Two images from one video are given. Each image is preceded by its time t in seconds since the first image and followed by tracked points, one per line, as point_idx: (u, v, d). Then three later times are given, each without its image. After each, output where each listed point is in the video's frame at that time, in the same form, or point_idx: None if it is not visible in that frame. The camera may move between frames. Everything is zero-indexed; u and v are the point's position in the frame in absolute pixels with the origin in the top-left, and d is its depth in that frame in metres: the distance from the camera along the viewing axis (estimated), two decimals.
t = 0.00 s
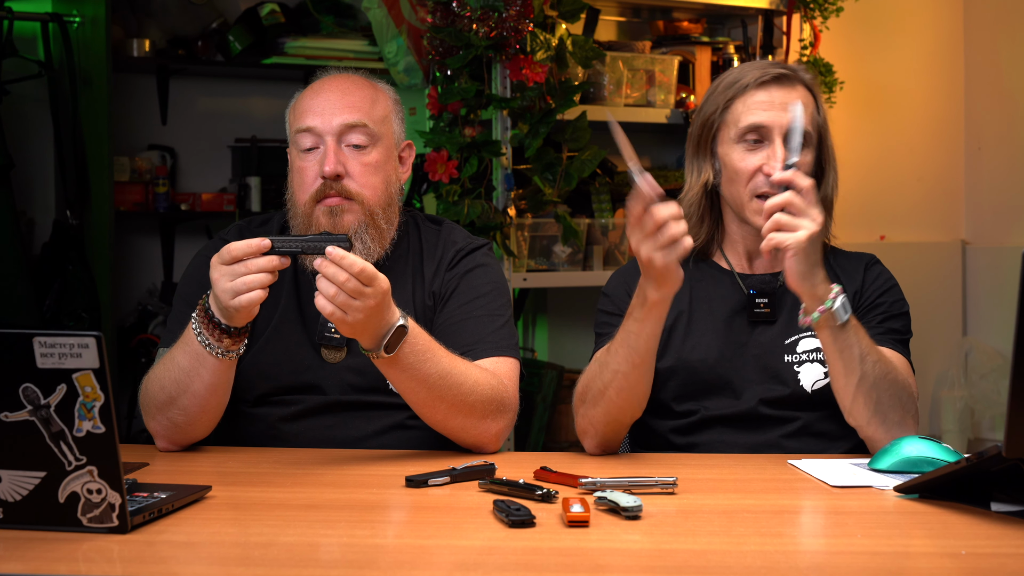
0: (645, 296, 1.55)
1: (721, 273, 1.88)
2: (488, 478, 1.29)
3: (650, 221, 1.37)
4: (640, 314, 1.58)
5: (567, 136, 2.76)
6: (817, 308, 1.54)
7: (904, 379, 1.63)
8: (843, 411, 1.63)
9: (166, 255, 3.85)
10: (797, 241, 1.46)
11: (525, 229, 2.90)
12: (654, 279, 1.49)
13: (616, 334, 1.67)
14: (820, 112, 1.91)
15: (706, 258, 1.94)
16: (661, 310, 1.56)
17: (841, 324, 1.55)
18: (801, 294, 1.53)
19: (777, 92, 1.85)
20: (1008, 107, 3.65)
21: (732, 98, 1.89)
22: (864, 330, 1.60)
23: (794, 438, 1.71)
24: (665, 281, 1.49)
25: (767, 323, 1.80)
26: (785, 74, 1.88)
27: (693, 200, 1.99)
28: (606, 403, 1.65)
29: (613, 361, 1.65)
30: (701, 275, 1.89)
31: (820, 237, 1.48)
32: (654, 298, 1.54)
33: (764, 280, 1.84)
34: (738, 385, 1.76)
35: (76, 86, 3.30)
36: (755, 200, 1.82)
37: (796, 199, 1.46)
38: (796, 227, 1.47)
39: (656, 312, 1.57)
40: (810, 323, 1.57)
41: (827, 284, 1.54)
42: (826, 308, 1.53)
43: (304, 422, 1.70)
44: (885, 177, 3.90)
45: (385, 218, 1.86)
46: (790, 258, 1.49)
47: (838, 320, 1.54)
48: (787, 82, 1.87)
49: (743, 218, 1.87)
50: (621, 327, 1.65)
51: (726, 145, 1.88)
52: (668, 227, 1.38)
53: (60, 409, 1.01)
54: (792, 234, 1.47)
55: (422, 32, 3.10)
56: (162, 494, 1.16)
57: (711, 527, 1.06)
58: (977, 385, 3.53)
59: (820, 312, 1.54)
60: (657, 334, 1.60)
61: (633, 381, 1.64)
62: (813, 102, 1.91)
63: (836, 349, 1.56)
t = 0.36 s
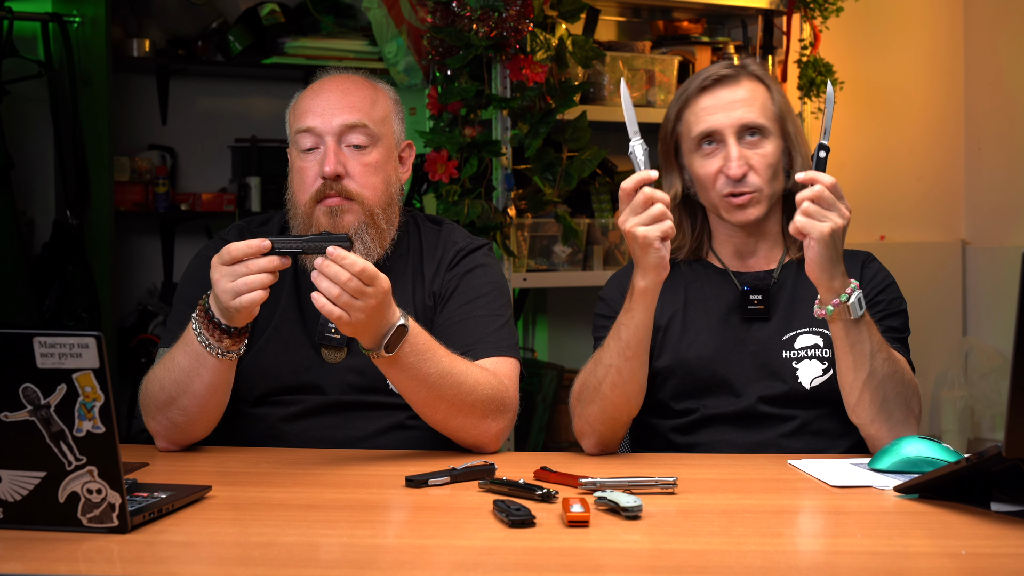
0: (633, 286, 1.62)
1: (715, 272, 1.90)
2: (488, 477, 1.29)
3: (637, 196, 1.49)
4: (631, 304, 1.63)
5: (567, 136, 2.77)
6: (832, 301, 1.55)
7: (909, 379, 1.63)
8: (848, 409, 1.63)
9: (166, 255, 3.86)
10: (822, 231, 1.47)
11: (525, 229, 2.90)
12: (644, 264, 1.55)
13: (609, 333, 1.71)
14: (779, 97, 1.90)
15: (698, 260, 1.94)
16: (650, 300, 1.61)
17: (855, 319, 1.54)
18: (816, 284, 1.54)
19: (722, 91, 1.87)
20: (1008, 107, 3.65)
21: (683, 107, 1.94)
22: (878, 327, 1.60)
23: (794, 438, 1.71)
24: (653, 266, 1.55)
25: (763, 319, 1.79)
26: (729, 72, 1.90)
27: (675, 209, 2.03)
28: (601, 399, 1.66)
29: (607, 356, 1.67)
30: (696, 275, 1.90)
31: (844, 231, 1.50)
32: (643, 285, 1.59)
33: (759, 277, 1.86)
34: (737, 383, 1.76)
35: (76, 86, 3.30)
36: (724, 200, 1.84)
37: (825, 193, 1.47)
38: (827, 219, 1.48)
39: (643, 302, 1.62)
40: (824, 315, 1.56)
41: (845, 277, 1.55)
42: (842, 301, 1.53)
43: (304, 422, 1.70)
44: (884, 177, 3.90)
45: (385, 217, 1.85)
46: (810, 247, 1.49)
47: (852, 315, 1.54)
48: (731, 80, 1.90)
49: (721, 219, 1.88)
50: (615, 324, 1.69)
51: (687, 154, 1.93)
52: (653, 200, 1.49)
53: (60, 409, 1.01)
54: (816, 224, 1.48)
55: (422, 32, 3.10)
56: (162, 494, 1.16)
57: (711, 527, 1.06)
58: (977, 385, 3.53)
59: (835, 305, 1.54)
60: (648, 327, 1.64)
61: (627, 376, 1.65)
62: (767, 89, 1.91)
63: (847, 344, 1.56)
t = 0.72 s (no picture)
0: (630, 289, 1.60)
1: (707, 272, 1.90)
2: (488, 477, 1.29)
3: (628, 207, 1.44)
4: (628, 307, 1.62)
5: (567, 136, 2.77)
6: (822, 310, 1.53)
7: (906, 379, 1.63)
8: (846, 411, 1.64)
9: (166, 255, 3.86)
10: (795, 251, 1.43)
11: (525, 229, 2.90)
12: (638, 272, 1.54)
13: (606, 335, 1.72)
14: (727, 96, 1.91)
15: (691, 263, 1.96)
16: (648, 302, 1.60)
17: (847, 327, 1.54)
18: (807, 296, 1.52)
19: (668, 103, 1.90)
20: (1008, 107, 3.65)
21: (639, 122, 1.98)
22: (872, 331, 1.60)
23: (793, 438, 1.71)
24: (646, 274, 1.54)
25: (756, 319, 1.79)
26: (675, 82, 1.93)
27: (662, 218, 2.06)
28: (599, 401, 1.66)
29: (604, 357, 1.67)
30: (690, 277, 1.91)
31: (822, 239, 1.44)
32: (638, 289, 1.58)
33: (748, 277, 1.85)
34: (733, 384, 1.76)
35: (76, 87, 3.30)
36: (688, 207, 1.86)
37: (793, 209, 1.41)
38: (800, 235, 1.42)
39: (641, 305, 1.61)
40: (815, 324, 1.55)
41: (836, 285, 1.52)
42: (832, 311, 1.52)
43: (304, 422, 1.70)
44: (883, 177, 3.91)
45: (385, 218, 1.86)
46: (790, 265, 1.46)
47: (843, 323, 1.53)
48: (675, 90, 1.92)
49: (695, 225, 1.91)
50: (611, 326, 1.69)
51: (652, 167, 1.97)
52: (642, 211, 1.44)
53: (60, 409, 1.01)
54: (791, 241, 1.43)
55: (422, 32, 3.10)
56: (162, 494, 1.16)
57: (710, 527, 1.06)
58: (977, 385, 3.53)
59: (824, 315, 1.53)
60: (645, 330, 1.63)
61: (625, 377, 1.65)
62: (714, 89, 1.92)
63: (841, 352, 1.56)
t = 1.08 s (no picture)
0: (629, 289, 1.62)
1: (705, 273, 1.90)
2: (488, 477, 1.29)
3: (624, 203, 1.48)
4: (627, 307, 1.63)
5: (567, 136, 2.77)
6: (815, 317, 1.53)
7: (903, 380, 1.63)
8: (844, 414, 1.64)
9: (166, 255, 3.86)
10: (790, 258, 1.45)
11: (525, 229, 2.90)
12: (635, 270, 1.56)
13: (605, 335, 1.72)
14: (728, 92, 1.93)
15: (690, 263, 1.95)
16: (646, 302, 1.61)
17: (840, 333, 1.53)
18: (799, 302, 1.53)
19: (669, 97, 1.93)
20: (1007, 107, 3.66)
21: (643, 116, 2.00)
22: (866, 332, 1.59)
23: (794, 438, 1.71)
24: (643, 271, 1.55)
25: (754, 319, 1.79)
26: (678, 77, 1.96)
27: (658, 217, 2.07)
28: (599, 401, 1.66)
29: (604, 359, 1.67)
30: (688, 277, 1.91)
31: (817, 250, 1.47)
32: (638, 289, 1.59)
33: (746, 276, 1.85)
34: (731, 384, 1.76)
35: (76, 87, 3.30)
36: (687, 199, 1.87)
37: (790, 218, 1.44)
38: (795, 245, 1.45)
39: (639, 305, 1.61)
40: (809, 331, 1.55)
41: (829, 290, 1.52)
42: (824, 317, 1.52)
43: (303, 422, 1.70)
44: (883, 177, 3.91)
45: (384, 218, 1.86)
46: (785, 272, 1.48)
47: (836, 329, 1.52)
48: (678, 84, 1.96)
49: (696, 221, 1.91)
50: (610, 327, 1.69)
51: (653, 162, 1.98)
52: (638, 207, 1.47)
53: (60, 409, 1.01)
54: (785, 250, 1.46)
55: (423, 33, 3.10)
56: (162, 494, 1.16)
57: (710, 527, 1.06)
58: (977, 385, 3.53)
59: (818, 322, 1.53)
60: (644, 329, 1.64)
61: (624, 378, 1.65)
62: (715, 85, 1.95)
63: (835, 357, 1.55)
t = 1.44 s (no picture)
0: (631, 291, 1.61)
1: (710, 270, 1.91)
2: (488, 478, 1.29)
3: (632, 208, 1.49)
4: (629, 310, 1.62)
5: (567, 136, 2.76)
6: (821, 314, 1.53)
7: (906, 381, 1.63)
8: (845, 412, 1.64)
9: (166, 255, 3.86)
10: (801, 252, 1.44)
11: (525, 229, 2.90)
12: (640, 274, 1.55)
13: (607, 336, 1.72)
14: (756, 91, 1.93)
15: (696, 259, 1.96)
16: (649, 305, 1.60)
17: (846, 330, 1.53)
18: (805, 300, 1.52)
19: (696, 86, 1.92)
20: (1007, 107, 3.66)
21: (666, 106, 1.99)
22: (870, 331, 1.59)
23: (794, 439, 1.71)
24: (647, 276, 1.55)
25: (759, 318, 1.80)
26: (707, 70, 1.96)
27: (667, 208, 2.08)
28: (600, 401, 1.66)
29: (606, 359, 1.67)
30: (694, 275, 1.91)
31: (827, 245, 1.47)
32: (640, 291, 1.59)
33: (752, 275, 1.86)
34: (735, 383, 1.76)
35: (76, 86, 3.30)
36: (703, 189, 1.85)
37: (798, 212, 1.44)
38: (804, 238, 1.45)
39: (643, 308, 1.61)
40: (815, 327, 1.55)
41: (834, 288, 1.52)
42: (831, 314, 1.52)
43: (305, 421, 1.70)
44: (884, 178, 3.90)
45: (382, 219, 1.85)
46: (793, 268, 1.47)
47: (842, 326, 1.53)
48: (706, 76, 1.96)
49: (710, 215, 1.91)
50: (613, 327, 1.69)
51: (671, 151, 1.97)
52: (647, 212, 1.48)
53: (60, 409, 1.01)
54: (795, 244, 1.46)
55: (423, 33, 3.10)
56: (162, 494, 1.16)
57: (711, 527, 1.06)
58: (977, 385, 3.54)
59: (824, 318, 1.53)
60: (647, 331, 1.63)
61: (627, 379, 1.65)
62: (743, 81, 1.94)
63: (840, 355, 1.55)
